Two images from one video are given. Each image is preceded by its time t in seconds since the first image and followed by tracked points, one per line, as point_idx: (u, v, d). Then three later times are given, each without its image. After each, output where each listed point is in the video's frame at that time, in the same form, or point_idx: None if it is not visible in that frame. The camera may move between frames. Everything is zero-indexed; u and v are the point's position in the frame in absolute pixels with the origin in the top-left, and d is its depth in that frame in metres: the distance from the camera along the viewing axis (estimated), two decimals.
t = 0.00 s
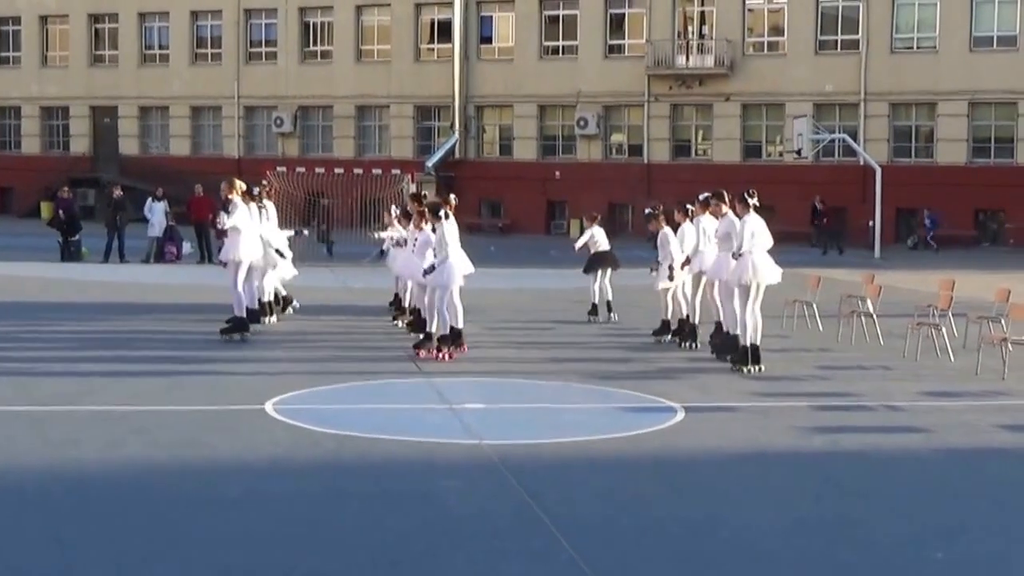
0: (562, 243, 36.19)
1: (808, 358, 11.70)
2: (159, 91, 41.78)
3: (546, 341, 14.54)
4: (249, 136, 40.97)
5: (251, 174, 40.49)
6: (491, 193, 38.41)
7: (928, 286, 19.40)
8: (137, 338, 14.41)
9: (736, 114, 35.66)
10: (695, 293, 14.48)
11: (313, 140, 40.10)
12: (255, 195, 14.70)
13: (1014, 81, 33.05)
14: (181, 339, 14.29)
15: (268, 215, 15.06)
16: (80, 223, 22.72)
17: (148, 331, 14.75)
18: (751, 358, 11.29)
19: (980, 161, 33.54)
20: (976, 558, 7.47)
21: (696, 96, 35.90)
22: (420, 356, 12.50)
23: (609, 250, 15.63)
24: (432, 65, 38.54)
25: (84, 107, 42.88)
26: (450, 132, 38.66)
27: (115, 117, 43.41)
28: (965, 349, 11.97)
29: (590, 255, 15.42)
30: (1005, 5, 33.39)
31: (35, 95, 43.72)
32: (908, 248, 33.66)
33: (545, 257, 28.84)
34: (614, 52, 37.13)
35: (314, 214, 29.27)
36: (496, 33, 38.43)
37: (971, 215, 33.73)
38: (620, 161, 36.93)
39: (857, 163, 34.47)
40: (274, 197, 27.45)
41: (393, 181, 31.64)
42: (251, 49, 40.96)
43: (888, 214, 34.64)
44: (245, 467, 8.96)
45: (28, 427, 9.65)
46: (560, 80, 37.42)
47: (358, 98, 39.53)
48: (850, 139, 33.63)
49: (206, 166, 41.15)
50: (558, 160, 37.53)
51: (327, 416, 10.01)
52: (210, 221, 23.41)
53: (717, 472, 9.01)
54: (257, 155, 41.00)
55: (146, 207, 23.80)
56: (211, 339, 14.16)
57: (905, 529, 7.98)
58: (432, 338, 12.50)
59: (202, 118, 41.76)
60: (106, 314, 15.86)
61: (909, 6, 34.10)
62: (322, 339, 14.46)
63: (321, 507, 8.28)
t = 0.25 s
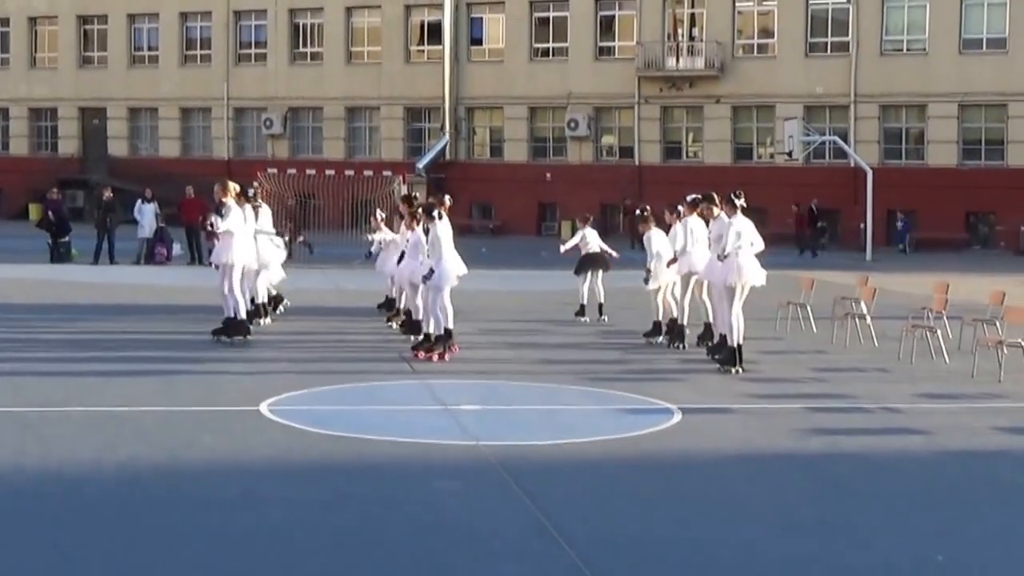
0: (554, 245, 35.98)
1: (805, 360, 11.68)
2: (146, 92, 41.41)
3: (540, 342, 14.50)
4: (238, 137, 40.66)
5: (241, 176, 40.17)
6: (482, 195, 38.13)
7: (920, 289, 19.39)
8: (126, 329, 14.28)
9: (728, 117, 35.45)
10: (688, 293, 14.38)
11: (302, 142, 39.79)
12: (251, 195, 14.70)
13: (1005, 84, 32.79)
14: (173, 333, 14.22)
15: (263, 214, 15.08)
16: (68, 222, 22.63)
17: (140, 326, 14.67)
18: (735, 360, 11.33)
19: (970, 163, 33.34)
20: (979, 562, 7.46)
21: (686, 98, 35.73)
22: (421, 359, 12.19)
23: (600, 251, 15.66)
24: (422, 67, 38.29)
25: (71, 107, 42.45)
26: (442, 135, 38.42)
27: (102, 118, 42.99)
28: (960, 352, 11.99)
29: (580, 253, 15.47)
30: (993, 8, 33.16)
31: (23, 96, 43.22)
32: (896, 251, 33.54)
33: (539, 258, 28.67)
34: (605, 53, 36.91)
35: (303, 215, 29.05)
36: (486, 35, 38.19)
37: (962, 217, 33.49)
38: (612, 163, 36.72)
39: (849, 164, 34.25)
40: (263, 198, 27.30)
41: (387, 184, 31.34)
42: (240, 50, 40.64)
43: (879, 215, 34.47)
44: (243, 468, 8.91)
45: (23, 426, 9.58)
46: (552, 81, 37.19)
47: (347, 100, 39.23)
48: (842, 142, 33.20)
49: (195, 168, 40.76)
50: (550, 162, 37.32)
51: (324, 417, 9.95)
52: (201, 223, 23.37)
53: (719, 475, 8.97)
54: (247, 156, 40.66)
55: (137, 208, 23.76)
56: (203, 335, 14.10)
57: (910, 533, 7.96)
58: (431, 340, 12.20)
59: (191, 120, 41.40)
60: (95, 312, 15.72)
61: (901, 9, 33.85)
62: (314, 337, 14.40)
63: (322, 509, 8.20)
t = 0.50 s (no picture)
0: (541, 246, 36.52)
1: (801, 361, 11.72)
2: (136, 94, 41.92)
3: (533, 340, 14.53)
4: (228, 139, 41.19)
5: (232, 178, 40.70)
6: (472, 197, 38.68)
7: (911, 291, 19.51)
8: (118, 329, 14.25)
9: (718, 120, 36.12)
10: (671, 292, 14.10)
11: (292, 143, 40.33)
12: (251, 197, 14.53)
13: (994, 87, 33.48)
14: (167, 331, 14.22)
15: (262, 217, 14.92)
16: (60, 224, 22.66)
17: (134, 325, 14.67)
18: (732, 361, 11.32)
19: (959, 165, 34.05)
20: (981, 562, 7.48)
21: (676, 100, 36.40)
22: (421, 361, 12.03)
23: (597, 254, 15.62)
24: (412, 69, 38.85)
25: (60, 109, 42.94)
26: (430, 137, 38.99)
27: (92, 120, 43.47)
28: (955, 353, 12.03)
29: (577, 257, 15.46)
30: (982, 11, 33.81)
31: (11, 98, 43.60)
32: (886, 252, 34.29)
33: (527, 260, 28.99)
34: (595, 56, 37.57)
35: (292, 218, 29.32)
36: (475, 37, 38.80)
37: (952, 219, 34.14)
38: (602, 165, 37.34)
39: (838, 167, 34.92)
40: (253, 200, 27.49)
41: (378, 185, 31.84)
42: (230, 52, 41.21)
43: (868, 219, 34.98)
44: (243, 471, 8.88)
45: (23, 428, 9.55)
46: (542, 85, 37.83)
47: (338, 102, 39.79)
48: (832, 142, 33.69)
49: (185, 169, 41.26)
50: (539, 165, 37.90)
51: (323, 420, 9.93)
52: (191, 225, 23.42)
53: (720, 476, 8.97)
54: (236, 158, 41.18)
55: (127, 211, 23.79)
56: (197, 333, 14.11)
57: (913, 534, 7.97)
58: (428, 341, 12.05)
59: (180, 122, 41.93)
60: (86, 312, 15.70)
61: (890, 13, 34.55)
62: (308, 335, 14.41)
63: (326, 511, 8.17)
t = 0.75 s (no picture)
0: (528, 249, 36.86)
1: (798, 364, 11.76)
2: (125, 97, 42.15)
3: (526, 342, 14.54)
4: (216, 142, 41.44)
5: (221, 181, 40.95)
6: (461, 200, 39.03)
7: (900, 294, 19.63)
8: (111, 330, 14.20)
9: (706, 123, 36.53)
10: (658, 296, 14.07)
11: (280, 146, 40.61)
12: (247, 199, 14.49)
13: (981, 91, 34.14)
14: (160, 333, 14.18)
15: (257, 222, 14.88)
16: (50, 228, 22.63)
17: (127, 327, 14.62)
18: (733, 362, 11.33)
19: (945, 170, 34.83)
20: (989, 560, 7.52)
21: (665, 104, 36.82)
22: (419, 364, 11.97)
23: (588, 256, 15.65)
24: (402, 72, 39.11)
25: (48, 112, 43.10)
26: (418, 140, 39.27)
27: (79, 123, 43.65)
28: (950, 356, 12.10)
29: (569, 258, 15.49)
30: (972, 16, 34.47)
31: None
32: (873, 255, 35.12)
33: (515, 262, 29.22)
34: (584, 60, 37.90)
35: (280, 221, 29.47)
36: (465, 40, 39.07)
37: (936, 223, 34.96)
38: (591, 169, 37.74)
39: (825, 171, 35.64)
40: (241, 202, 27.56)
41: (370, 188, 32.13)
42: (219, 56, 41.46)
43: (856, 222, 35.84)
44: (249, 475, 8.85)
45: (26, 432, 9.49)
46: (530, 88, 38.16)
47: (327, 106, 40.05)
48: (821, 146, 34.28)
49: (174, 173, 41.60)
50: (527, 168, 38.28)
51: (327, 423, 9.92)
52: (182, 228, 23.41)
53: (726, 479, 8.99)
54: (223, 161, 41.47)
55: (116, 214, 23.77)
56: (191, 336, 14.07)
57: (920, 534, 8.01)
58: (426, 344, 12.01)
59: (168, 125, 42.20)
60: (77, 313, 15.65)
61: (879, 17, 35.19)
62: (302, 337, 14.39)
63: (333, 514, 8.15)
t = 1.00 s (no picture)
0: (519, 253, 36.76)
1: (798, 367, 11.80)
2: (111, 100, 41.82)
3: (522, 345, 14.53)
4: (205, 146, 41.16)
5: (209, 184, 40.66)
6: (452, 204, 38.88)
7: (891, 298, 19.68)
8: (105, 333, 14.13)
9: (695, 127, 36.61)
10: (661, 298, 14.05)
11: (269, 150, 40.42)
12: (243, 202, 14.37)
13: (970, 95, 34.34)
14: (155, 336, 14.11)
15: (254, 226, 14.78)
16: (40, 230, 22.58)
17: (121, 330, 14.55)
18: (740, 366, 11.35)
19: (934, 173, 34.88)
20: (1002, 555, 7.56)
21: (656, 108, 36.88)
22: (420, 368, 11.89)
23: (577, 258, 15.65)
24: (392, 75, 39.00)
25: (34, 115, 42.69)
26: (408, 144, 39.15)
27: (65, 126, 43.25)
28: (948, 359, 12.16)
29: (559, 262, 15.48)
30: (960, 20, 34.69)
31: None
32: (862, 259, 35.21)
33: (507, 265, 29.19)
34: (574, 64, 37.90)
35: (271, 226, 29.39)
36: (455, 44, 38.97)
37: (924, 226, 35.02)
38: (582, 173, 37.71)
39: (815, 175, 35.69)
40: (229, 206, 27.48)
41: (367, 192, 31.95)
42: (207, 59, 41.26)
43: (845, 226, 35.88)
44: (258, 477, 8.83)
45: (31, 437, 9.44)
46: (521, 92, 38.09)
47: (316, 109, 39.91)
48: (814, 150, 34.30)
49: (162, 177, 41.27)
50: (517, 172, 38.21)
51: (333, 427, 9.90)
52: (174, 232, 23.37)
53: (735, 480, 9.02)
54: (212, 165, 41.18)
55: (107, 218, 23.73)
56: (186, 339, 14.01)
57: (930, 531, 8.05)
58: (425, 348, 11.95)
59: (157, 128, 41.85)
60: (69, 316, 15.56)
61: (868, 21, 35.41)
62: (298, 340, 14.34)
63: (345, 514, 8.15)
